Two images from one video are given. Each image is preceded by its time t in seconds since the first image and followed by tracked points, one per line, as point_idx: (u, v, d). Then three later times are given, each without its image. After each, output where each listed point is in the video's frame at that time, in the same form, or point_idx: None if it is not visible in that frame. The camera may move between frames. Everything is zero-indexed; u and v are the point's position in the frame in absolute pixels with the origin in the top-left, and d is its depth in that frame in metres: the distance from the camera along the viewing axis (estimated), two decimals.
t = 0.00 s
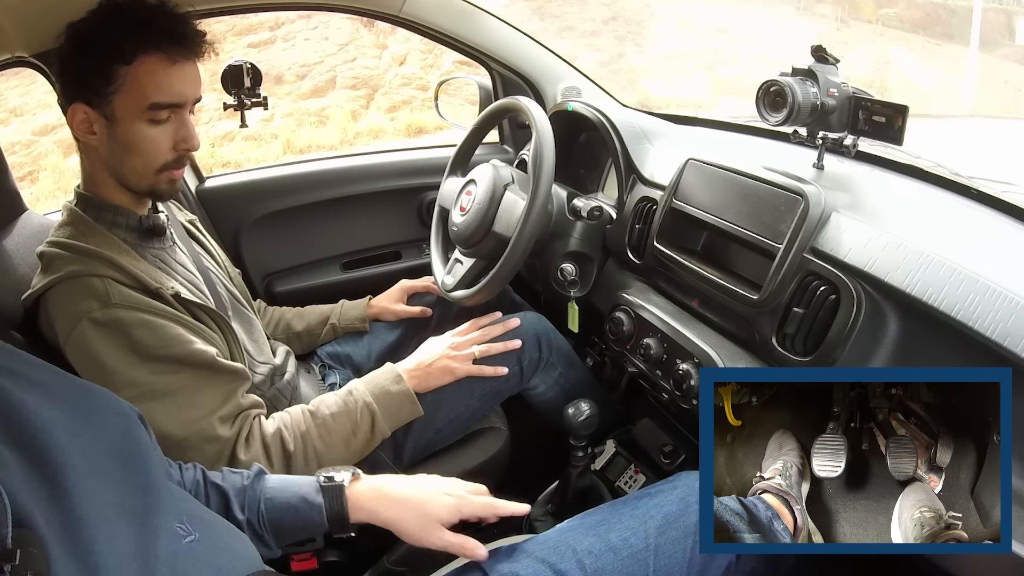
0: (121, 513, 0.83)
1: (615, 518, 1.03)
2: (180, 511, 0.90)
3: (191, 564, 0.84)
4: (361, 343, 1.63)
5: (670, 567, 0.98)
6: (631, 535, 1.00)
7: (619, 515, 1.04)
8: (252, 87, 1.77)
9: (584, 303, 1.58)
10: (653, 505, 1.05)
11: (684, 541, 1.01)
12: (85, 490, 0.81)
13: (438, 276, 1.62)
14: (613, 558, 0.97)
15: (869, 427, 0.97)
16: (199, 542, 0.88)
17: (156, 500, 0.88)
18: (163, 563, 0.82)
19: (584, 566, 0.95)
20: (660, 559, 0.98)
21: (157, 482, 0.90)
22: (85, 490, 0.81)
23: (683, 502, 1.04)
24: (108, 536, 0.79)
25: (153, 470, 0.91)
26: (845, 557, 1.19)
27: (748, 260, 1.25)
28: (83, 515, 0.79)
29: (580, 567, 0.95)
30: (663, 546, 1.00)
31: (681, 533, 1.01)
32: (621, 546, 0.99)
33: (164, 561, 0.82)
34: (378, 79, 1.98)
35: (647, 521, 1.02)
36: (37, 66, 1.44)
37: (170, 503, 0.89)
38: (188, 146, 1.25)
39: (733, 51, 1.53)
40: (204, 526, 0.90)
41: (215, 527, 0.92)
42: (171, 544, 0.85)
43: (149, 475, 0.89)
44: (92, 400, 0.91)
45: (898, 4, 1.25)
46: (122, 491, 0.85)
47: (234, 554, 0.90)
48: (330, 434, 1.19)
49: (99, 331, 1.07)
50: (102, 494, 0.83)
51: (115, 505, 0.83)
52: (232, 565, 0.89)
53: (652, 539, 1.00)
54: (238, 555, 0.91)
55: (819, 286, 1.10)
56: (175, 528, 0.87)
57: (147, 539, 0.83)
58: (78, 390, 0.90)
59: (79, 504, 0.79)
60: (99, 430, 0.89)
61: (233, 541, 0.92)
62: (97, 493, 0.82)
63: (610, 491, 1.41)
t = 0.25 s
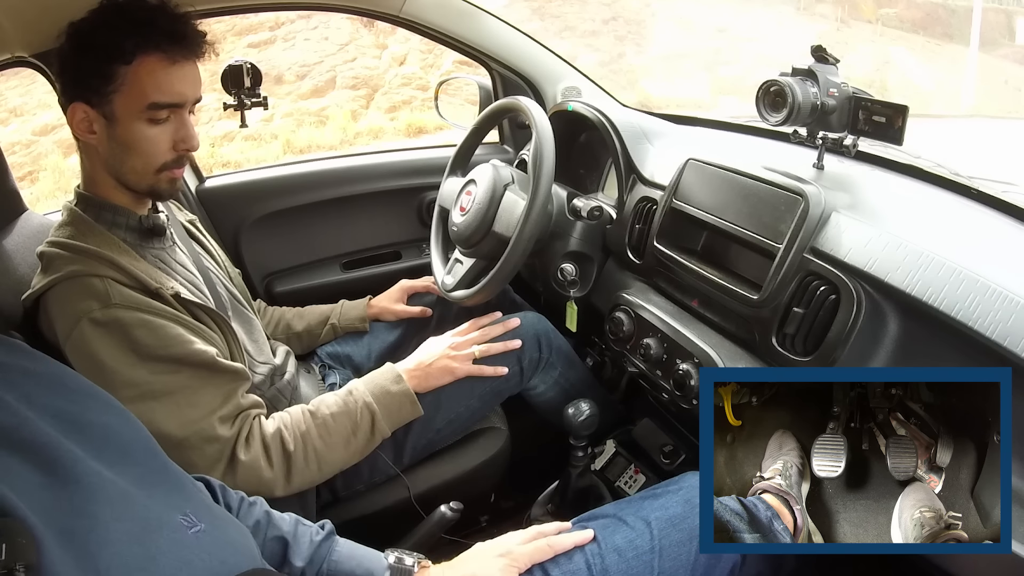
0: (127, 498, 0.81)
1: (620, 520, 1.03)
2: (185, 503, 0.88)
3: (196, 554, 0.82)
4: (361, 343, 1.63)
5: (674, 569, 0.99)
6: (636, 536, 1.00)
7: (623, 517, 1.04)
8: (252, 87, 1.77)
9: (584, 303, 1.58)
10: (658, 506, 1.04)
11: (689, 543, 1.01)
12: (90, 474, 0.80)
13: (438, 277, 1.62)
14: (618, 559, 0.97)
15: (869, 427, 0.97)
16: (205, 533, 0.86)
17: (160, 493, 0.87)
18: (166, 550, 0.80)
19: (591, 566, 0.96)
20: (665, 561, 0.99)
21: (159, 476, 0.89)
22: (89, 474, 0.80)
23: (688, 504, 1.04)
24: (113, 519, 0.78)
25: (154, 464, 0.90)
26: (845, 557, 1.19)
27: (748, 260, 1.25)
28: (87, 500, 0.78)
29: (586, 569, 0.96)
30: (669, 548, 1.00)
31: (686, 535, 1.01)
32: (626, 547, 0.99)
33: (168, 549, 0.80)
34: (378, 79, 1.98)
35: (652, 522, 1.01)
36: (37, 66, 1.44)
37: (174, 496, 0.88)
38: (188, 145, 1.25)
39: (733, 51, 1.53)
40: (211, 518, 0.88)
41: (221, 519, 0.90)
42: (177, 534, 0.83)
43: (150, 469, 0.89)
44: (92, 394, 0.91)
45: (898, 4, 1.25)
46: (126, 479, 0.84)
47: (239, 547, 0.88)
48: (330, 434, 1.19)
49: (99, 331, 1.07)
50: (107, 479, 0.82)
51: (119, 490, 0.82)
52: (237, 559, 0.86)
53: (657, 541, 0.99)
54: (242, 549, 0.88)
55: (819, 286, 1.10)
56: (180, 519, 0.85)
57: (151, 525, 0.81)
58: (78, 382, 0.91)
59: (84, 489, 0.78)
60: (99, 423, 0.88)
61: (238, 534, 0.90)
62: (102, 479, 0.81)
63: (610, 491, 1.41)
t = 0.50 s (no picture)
0: (126, 492, 0.82)
1: (616, 517, 1.03)
2: (184, 498, 0.88)
3: (196, 546, 0.82)
4: (361, 343, 1.63)
5: (669, 566, 0.99)
6: (632, 533, 1.00)
7: (619, 514, 1.04)
8: (252, 87, 1.77)
9: (584, 303, 1.58)
10: (653, 503, 1.05)
11: (685, 540, 1.01)
12: (90, 467, 0.81)
13: (438, 277, 1.62)
14: (613, 556, 0.97)
15: (869, 427, 0.97)
16: (205, 526, 0.86)
17: (159, 488, 0.87)
18: (168, 543, 0.80)
19: (585, 565, 0.96)
20: (660, 557, 0.99)
21: (158, 471, 0.89)
22: (89, 467, 0.81)
23: (683, 502, 1.05)
24: (113, 512, 0.79)
25: (153, 460, 0.90)
26: (845, 557, 1.19)
27: (748, 260, 1.24)
28: (88, 493, 0.78)
29: (580, 567, 0.95)
30: (664, 545, 1.00)
31: (682, 532, 1.01)
32: (621, 544, 0.99)
33: (169, 542, 0.81)
34: (378, 79, 1.98)
35: (647, 518, 1.01)
36: (37, 66, 1.44)
37: (173, 492, 0.88)
38: (188, 145, 1.25)
39: (733, 51, 1.53)
40: (211, 512, 0.89)
41: (221, 514, 0.90)
42: (177, 526, 0.83)
43: (149, 465, 0.89)
44: (93, 389, 0.91)
45: (898, 4, 1.25)
46: (125, 474, 0.85)
47: (239, 541, 0.88)
48: (330, 434, 1.20)
49: (99, 331, 1.07)
50: (107, 472, 0.82)
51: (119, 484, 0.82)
52: (237, 552, 0.86)
53: (652, 538, 0.99)
54: (242, 542, 0.89)
55: (819, 286, 1.10)
56: (180, 513, 0.85)
57: (151, 518, 0.81)
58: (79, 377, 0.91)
59: (84, 483, 0.79)
60: (99, 419, 0.88)
61: (238, 528, 0.90)
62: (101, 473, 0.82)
63: (610, 491, 1.40)
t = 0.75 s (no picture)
0: (126, 491, 0.82)
1: (614, 515, 1.03)
2: (183, 497, 0.89)
3: (196, 544, 0.83)
4: (361, 343, 1.63)
5: (668, 564, 0.99)
6: (631, 531, 1.00)
7: (617, 513, 1.04)
8: (252, 87, 1.77)
9: (584, 303, 1.58)
10: (653, 502, 1.05)
11: (684, 538, 1.02)
12: (91, 466, 0.81)
13: (437, 276, 1.62)
14: (612, 555, 0.97)
15: (869, 427, 0.97)
16: (205, 524, 0.87)
17: (159, 486, 0.87)
18: (170, 543, 0.81)
19: (585, 563, 0.96)
20: (659, 556, 0.99)
21: (159, 470, 0.90)
22: (90, 465, 0.81)
23: (682, 500, 1.05)
24: (114, 510, 0.79)
25: (153, 458, 0.90)
26: (845, 557, 1.19)
27: (748, 260, 1.25)
28: (89, 491, 0.78)
29: (580, 567, 0.95)
30: (663, 543, 1.00)
31: (681, 530, 1.02)
32: (621, 542, 0.99)
33: (172, 541, 0.81)
34: (378, 79, 1.98)
35: (647, 517, 1.02)
36: (37, 66, 1.44)
37: (173, 490, 0.88)
38: (187, 142, 1.25)
39: (733, 51, 1.53)
40: (211, 510, 0.89)
41: (220, 512, 0.90)
42: (178, 526, 0.83)
43: (149, 463, 0.89)
44: (93, 387, 0.91)
45: (897, 4, 1.25)
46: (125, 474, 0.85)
47: (239, 539, 0.88)
48: (330, 434, 1.20)
49: (99, 331, 1.07)
50: (107, 471, 0.82)
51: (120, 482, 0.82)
52: (237, 551, 0.86)
53: (651, 537, 1.00)
54: (242, 541, 0.89)
55: (819, 286, 1.10)
56: (180, 511, 0.86)
57: (152, 517, 0.81)
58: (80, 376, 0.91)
59: (86, 482, 0.79)
60: (99, 418, 0.89)
61: (238, 526, 0.91)
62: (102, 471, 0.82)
63: (610, 491, 1.40)
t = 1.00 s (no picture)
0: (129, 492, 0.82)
1: (614, 516, 1.03)
2: (186, 497, 0.88)
3: (197, 545, 0.83)
4: (361, 343, 1.63)
5: (668, 566, 0.99)
6: (631, 533, 1.00)
7: (617, 513, 1.04)
8: (252, 88, 1.77)
9: (584, 303, 1.58)
10: (653, 503, 1.05)
11: (684, 539, 1.02)
12: (93, 467, 0.81)
13: (437, 276, 1.62)
14: (612, 556, 0.97)
15: (869, 426, 0.97)
16: (208, 524, 0.87)
17: (161, 487, 0.87)
18: (171, 544, 0.81)
19: (585, 565, 0.95)
20: (659, 557, 0.99)
21: (161, 469, 0.89)
22: (92, 466, 0.80)
23: (683, 501, 1.05)
24: (115, 511, 0.79)
25: (156, 457, 0.90)
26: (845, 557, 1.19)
27: (748, 260, 1.25)
28: (90, 492, 0.78)
29: (581, 568, 0.95)
30: (663, 544, 1.00)
31: (681, 531, 1.02)
32: (620, 544, 0.98)
33: (172, 543, 0.81)
34: (378, 79, 1.99)
35: (647, 518, 1.01)
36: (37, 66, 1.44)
37: (175, 490, 0.88)
38: (188, 140, 1.25)
39: (733, 51, 1.54)
40: (213, 510, 0.89)
41: (222, 511, 0.90)
42: (179, 527, 0.83)
43: (152, 462, 0.89)
44: (93, 387, 0.91)
45: (898, 4, 1.25)
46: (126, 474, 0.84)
47: (240, 539, 0.88)
48: (330, 434, 1.19)
49: (99, 331, 1.07)
50: (110, 472, 0.82)
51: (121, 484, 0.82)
52: (238, 551, 0.86)
53: (651, 538, 1.00)
54: (243, 540, 0.89)
55: (819, 286, 1.10)
56: (181, 512, 0.86)
57: (154, 517, 0.81)
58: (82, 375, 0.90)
59: (87, 484, 0.79)
60: (100, 418, 0.88)
61: (240, 525, 0.91)
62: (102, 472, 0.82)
63: (610, 491, 1.40)
